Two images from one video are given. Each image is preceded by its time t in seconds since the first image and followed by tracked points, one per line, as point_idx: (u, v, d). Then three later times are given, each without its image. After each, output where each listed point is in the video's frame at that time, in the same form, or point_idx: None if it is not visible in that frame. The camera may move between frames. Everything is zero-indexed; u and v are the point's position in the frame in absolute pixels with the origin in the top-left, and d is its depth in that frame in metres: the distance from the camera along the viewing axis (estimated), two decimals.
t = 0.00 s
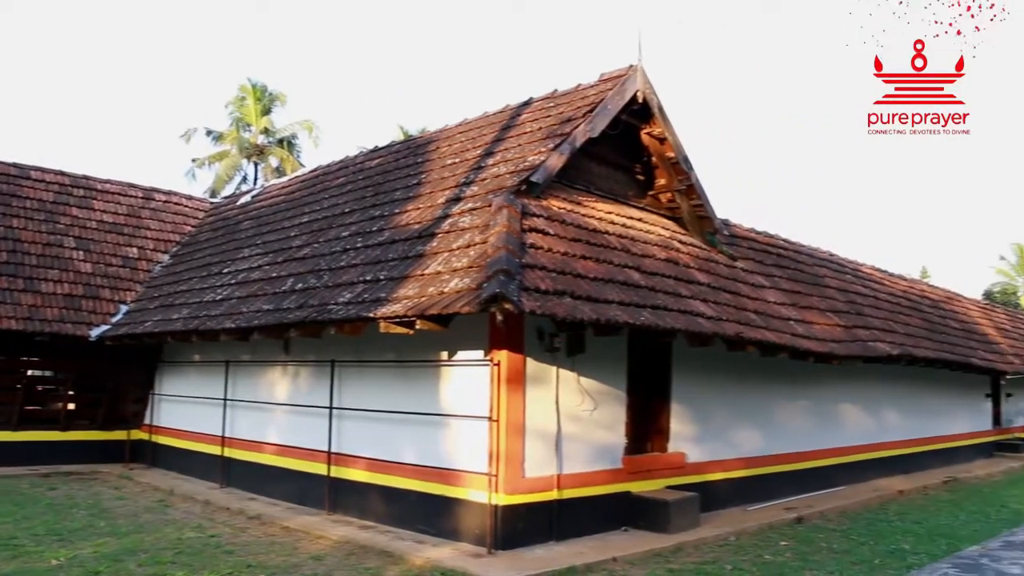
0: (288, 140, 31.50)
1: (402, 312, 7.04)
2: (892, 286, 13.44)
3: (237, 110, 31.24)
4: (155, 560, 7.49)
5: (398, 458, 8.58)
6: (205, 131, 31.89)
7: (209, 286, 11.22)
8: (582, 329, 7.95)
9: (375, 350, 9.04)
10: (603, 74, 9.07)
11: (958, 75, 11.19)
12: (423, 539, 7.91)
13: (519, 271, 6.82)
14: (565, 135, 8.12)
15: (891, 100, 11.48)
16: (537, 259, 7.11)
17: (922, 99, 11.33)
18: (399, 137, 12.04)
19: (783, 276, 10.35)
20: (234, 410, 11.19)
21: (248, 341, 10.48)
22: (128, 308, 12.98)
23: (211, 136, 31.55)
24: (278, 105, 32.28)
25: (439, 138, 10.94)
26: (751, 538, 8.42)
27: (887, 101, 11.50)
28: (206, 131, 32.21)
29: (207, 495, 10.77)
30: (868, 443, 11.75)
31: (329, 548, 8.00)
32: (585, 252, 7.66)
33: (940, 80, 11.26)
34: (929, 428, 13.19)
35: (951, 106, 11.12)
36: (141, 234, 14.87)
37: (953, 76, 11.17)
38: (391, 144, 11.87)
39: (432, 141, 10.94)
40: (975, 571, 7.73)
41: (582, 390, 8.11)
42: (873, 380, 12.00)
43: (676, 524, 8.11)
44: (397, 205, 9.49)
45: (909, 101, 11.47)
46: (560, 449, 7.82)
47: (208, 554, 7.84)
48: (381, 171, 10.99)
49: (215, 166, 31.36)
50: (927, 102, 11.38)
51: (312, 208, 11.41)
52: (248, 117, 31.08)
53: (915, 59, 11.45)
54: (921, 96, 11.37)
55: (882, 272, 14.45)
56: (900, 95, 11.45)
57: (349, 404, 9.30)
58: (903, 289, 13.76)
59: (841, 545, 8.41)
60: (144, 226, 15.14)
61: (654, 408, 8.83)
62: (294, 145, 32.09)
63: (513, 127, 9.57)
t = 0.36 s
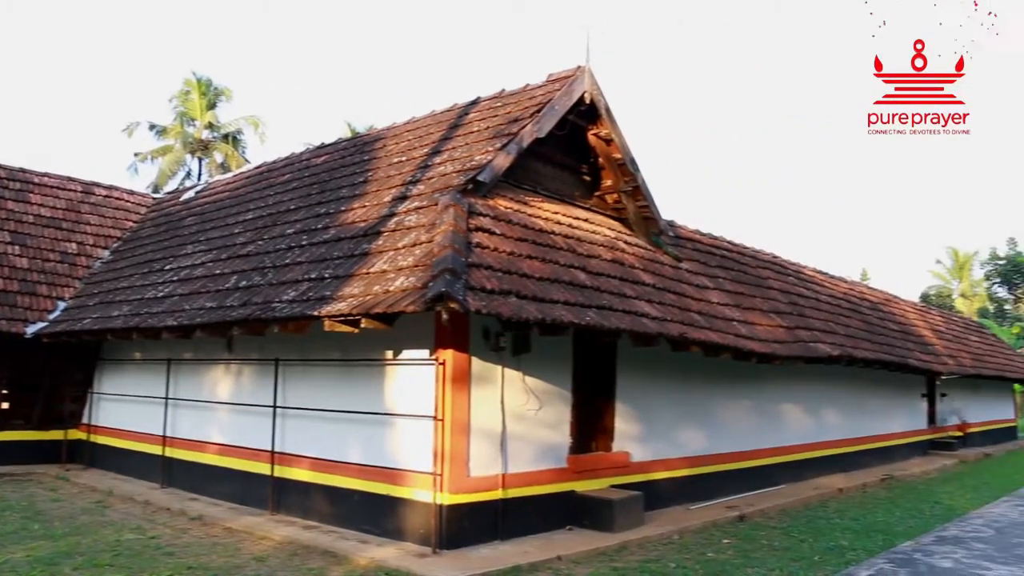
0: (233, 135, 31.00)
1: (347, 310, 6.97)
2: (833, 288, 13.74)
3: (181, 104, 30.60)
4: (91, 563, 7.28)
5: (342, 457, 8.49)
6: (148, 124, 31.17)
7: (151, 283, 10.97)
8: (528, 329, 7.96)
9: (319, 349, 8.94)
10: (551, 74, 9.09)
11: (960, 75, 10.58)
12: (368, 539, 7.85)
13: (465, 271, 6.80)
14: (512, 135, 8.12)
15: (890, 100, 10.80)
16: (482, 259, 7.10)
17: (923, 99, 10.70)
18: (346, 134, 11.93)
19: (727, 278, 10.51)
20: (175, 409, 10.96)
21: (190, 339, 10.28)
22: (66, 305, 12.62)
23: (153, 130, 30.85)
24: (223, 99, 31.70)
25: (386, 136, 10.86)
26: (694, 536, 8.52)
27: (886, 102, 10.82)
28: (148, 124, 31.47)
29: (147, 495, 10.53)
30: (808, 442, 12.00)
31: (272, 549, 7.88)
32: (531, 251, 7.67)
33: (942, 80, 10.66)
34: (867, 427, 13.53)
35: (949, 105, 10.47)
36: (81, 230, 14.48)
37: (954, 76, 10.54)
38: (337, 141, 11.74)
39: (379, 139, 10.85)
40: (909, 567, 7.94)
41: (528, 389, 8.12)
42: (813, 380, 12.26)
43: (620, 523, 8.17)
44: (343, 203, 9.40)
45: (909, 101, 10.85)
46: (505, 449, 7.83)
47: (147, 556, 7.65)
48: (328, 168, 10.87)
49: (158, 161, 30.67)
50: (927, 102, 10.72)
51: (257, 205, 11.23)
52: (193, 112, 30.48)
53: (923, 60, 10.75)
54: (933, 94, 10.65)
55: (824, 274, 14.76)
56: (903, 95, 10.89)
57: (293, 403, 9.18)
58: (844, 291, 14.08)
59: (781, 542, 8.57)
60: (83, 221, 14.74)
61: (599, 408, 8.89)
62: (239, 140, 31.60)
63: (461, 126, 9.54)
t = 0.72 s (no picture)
0: (175, 130, 30.40)
1: (289, 308, 6.88)
2: (775, 290, 14.02)
3: (121, 97, 29.85)
4: (22, 567, 7.06)
5: (284, 457, 8.38)
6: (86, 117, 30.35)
7: (88, 280, 10.68)
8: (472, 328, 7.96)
9: (261, 347, 8.82)
10: (497, 74, 9.11)
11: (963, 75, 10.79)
12: (310, 539, 7.77)
13: (408, 269, 6.77)
14: (457, 134, 8.10)
15: (891, 100, 11.03)
16: (426, 258, 7.08)
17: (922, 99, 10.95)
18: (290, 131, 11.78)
19: (670, 278, 10.65)
20: (113, 408, 10.70)
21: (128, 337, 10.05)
22: None
23: (92, 123, 30.05)
24: (165, 93, 31.02)
25: (331, 133, 10.76)
26: (636, 534, 8.62)
27: (886, 101, 11.08)
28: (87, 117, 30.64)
29: (82, 497, 10.26)
30: (749, 441, 12.23)
31: (212, 550, 7.75)
32: (476, 251, 7.67)
33: (942, 80, 10.90)
34: (807, 426, 13.85)
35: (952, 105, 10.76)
36: (15, 224, 14.03)
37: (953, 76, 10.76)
38: (281, 137, 11.59)
39: (324, 136, 10.74)
40: (845, 562, 8.14)
41: (471, 388, 8.12)
42: (754, 380, 12.50)
43: (563, 522, 8.22)
44: (286, 200, 9.28)
45: (909, 100, 11.07)
46: (448, 448, 7.81)
47: (81, 560, 7.45)
48: (271, 164, 10.72)
49: (96, 154, 29.88)
50: (927, 102, 11.00)
51: (199, 201, 11.03)
52: (133, 105, 29.78)
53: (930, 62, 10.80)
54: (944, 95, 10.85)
55: (766, 276, 15.05)
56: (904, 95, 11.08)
57: (234, 402, 9.03)
58: (785, 293, 14.39)
59: (722, 540, 8.71)
60: (18, 215, 14.29)
61: (543, 407, 8.94)
62: (182, 135, 31.01)
63: (406, 124, 9.50)
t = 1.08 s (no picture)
0: (118, 124, 29.73)
1: (232, 306, 6.79)
2: (719, 291, 14.28)
3: (61, 89, 29.06)
4: None
5: (226, 456, 8.26)
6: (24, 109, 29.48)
7: (23, 276, 10.38)
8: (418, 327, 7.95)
9: (204, 344, 8.68)
10: (445, 73, 9.12)
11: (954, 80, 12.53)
12: (251, 540, 7.67)
13: (354, 268, 6.73)
14: (404, 132, 8.09)
15: (891, 99, 12.72)
16: (372, 256, 7.04)
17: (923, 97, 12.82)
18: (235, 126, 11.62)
19: (616, 279, 10.77)
20: (49, 408, 10.42)
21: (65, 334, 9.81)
22: None
23: (30, 114, 29.21)
24: (107, 86, 30.29)
25: (277, 129, 10.64)
26: (581, 533, 8.69)
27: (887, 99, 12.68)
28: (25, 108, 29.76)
29: (15, 499, 9.97)
30: (692, 440, 12.43)
31: (150, 553, 7.60)
32: (422, 250, 7.67)
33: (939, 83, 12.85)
34: (749, 426, 14.13)
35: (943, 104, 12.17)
36: None
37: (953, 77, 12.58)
38: (226, 132, 11.42)
39: (270, 133, 10.62)
40: (785, 559, 8.32)
41: (416, 388, 8.11)
42: (698, 380, 12.71)
43: (508, 522, 8.25)
44: (231, 196, 9.15)
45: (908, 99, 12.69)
46: (393, 447, 7.79)
47: (12, 564, 7.24)
48: (216, 160, 10.55)
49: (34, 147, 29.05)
50: (926, 101, 12.66)
51: (140, 196, 10.80)
52: (74, 98, 29.04)
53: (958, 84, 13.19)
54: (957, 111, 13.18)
55: (711, 277, 15.31)
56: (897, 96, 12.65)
57: (176, 401, 8.87)
58: (729, 294, 14.66)
59: (665, 538, 8.83)
60: None
61: (488, 407, 8.96)
62: (125, 129, 30.36)
63: (353, 121, 9.45)
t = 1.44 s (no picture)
0: (60, 116, 29.02)
1: (177, 304, 6.69)
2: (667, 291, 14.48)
3: None
4: None
5: (170, 457, 8.12)
6: None
7: None
8: (366, 326, 7.91)
9: (148, 343, 8.53)
10: (396, 71, 9.11)
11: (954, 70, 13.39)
12: (195, 542, 7.55)
13: (302, 266, 6.67)
14: (354, 130, 8.05)
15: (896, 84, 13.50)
16: (320, 254, 6.99)
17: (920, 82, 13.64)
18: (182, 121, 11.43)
19: (565, 279, 10.86)
20: None
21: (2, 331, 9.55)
22: None
23: None
24: (49, 76, 29.52)
25: (225, 125, 10.50)
26: (529, 532, 8.73)
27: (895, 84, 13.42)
28: None
29: None
30: (640, 439, 12.59)
31: (91, 556, 7.43)
32: (371, 248, 7.65)
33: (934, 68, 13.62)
34: (696, 425, 14.35)
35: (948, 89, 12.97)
36: None
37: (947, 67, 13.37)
38: (173, 127, 11.24)
39: (218, 128, 10.47)
40: (730, 557, 8.47)
41: (364, 387, 8.07)
42: (646, 380, 12.87)
43: (456, 522, 8.24)
44: (177, 192, 9.00)
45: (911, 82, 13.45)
46: (340, 447, 7.74)
47: None
48: (162, 155, 10.37)
49: None
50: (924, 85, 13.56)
51: (84, 191, 10.56)
52: (14, 88, 28.25)
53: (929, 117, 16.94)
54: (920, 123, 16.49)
55: (660, 278, 15.51)
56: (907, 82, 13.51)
57: (119, 400, 8.69)
58: (676, 295, 14.88)
59: (613, 537, 8.92)
60: None
61: (437, 407, 8.96)
62: (67, 121, 29.63)
63: (303, 118, 9.37)
